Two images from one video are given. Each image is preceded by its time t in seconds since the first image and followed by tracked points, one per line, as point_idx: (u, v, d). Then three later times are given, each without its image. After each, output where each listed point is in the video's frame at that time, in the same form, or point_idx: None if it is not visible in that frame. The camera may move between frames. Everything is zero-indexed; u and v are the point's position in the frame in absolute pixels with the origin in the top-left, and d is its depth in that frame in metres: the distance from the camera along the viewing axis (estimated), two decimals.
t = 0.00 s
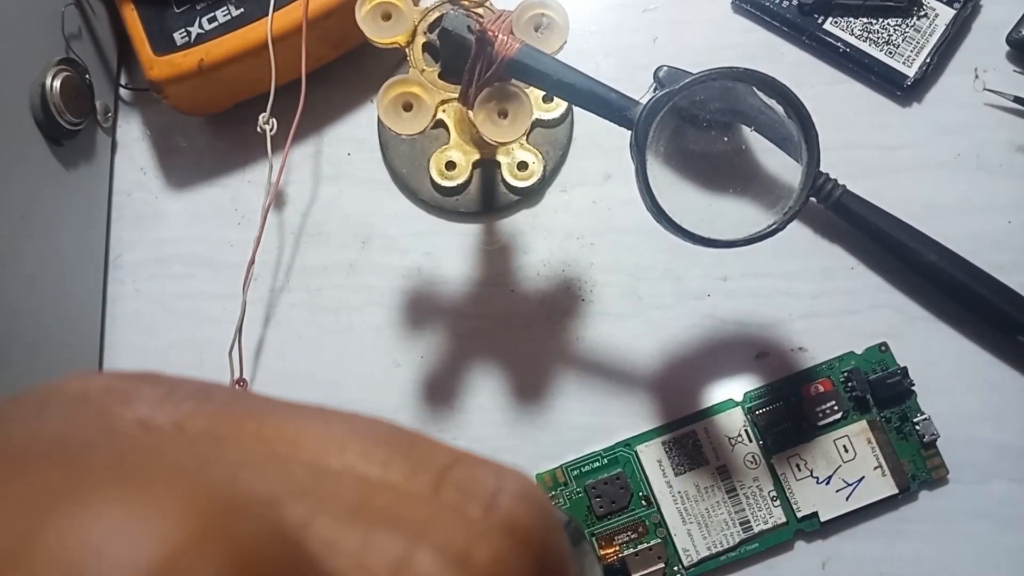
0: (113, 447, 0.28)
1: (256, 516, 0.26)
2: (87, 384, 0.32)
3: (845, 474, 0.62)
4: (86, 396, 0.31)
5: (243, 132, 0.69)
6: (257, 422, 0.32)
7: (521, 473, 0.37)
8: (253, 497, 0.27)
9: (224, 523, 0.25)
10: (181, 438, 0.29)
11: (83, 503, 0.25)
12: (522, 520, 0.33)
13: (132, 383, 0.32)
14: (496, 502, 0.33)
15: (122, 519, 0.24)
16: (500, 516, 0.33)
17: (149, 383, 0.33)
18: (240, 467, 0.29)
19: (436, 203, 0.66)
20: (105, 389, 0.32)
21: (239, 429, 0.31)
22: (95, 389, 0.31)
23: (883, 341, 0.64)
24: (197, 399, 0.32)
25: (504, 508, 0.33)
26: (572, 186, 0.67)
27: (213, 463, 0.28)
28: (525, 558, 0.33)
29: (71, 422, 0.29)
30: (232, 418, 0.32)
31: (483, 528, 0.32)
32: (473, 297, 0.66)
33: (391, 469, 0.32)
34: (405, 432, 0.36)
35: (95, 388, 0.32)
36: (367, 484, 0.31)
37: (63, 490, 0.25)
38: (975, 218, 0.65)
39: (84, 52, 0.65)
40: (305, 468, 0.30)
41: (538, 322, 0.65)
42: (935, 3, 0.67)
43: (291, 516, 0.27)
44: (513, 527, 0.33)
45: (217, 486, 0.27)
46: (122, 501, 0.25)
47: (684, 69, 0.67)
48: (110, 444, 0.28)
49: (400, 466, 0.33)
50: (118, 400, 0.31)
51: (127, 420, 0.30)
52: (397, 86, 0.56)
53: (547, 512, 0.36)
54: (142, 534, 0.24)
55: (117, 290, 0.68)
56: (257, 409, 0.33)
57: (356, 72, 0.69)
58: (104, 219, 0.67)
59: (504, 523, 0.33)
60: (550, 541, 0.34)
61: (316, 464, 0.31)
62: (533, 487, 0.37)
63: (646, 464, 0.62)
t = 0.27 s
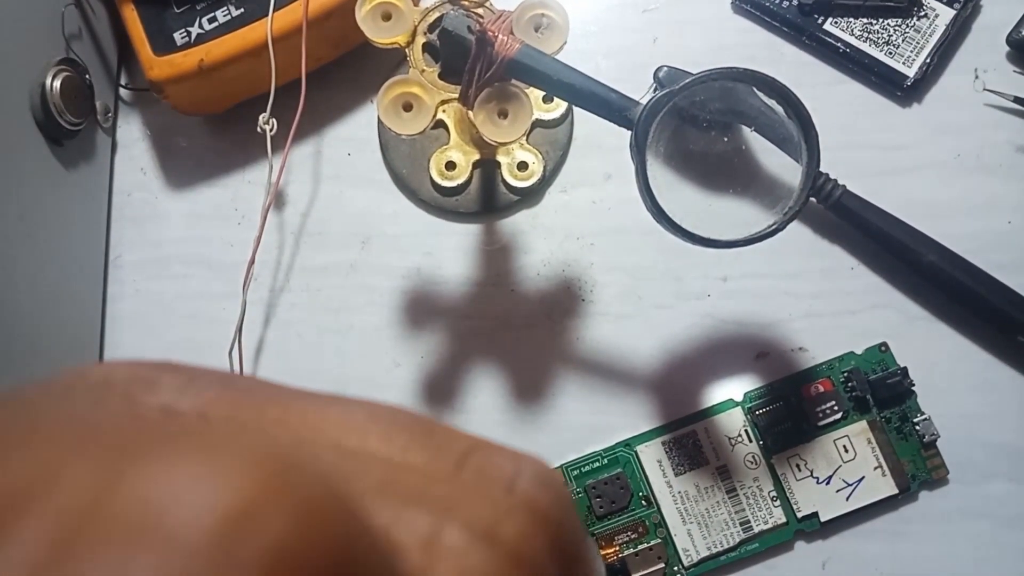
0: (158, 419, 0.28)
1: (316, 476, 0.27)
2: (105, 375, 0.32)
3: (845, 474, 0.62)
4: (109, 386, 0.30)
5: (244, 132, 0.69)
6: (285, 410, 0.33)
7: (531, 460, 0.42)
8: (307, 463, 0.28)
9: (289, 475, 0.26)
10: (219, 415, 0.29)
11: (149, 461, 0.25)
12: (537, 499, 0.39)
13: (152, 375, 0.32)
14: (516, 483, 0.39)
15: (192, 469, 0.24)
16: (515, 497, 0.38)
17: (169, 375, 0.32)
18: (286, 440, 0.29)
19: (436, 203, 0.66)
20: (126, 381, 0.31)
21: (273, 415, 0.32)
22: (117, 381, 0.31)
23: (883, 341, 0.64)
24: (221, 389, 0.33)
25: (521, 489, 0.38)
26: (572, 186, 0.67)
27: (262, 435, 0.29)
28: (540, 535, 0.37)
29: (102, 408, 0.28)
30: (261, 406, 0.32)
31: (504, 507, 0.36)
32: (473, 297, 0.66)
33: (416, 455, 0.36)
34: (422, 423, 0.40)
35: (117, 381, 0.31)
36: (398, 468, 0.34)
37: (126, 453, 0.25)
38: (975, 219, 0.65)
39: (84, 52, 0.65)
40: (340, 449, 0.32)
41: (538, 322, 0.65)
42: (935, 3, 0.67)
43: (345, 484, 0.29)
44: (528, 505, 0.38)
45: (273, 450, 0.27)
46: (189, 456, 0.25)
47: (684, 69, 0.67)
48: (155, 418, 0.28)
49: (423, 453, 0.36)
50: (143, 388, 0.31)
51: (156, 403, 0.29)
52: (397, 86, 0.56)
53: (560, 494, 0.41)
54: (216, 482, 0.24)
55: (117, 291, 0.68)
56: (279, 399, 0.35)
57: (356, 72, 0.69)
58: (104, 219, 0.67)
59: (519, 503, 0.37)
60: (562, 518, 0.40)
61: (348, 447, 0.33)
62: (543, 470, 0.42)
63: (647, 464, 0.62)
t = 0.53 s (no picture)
0: (158, 415, 0.27)
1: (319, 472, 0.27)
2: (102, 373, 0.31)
3: (845, 474, 0.62)
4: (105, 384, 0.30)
5: (244, 132, 0.69)
6: (285, 407, 0.33)
7: (532, 456, 0.43)
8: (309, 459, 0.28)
9: (293, 472, 0.26)
10: (220, 411, 0.29)
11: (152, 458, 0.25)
12: (538, 495, 0.39)
13: (152, 371, 0.32)
14: (516, 479, 0.39)
15: (195, 468, 0.25)
16: (516, 492, 0.38)
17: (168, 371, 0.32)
18: (289, 436, 0.30)
19: (436, 203, 0.66)
20: (125, 376, 0.31)
21: (272, 412, 0.32)
22: (113, 378, 0.31)
23: (883, 341, 0.64)
24: (219, 386, 0.32)
25: (521, 484, 0.39)
26: (572, 186, 0.67)
27: (263, 431, 0.29)
28: (541, 530, 0.38)
29: (101, 404, 0.28)
30: (260, 404, 0.32)
31: (506, 501, 0.37)
32: (473, 297, 0.66)
33: (417, 450, 0.36)
34: (423, 418, 0.40)
35: (115, 378, 0.31)
36: (398, 463, 0.34)
37: (130, 451, 0.25)
38: (975, 219, 0.65)
39: (84, 52, 0.65)
40: (342, 443, 0.32)
41: (538, 322, 0.65)
42: (935, 2, 0.67)
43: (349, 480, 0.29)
44: (529, 498, 0.38)
45: (275, 446, 0.27)
46: (191, 455, 0.25)
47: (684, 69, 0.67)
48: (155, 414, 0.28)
49: (423, 448, 0.37)
50: (142, 384, 0.30)
51: (155, 399, 0.29)
52: (397, 86, 0.56)
53: (560, 490, 0.42)
54: (220, 485, 0.24)
55: (117, 291, 0.68)
56: (279, 396, 0.35)
57: (356, 72, 0.69)
58: (104, 219, 0.67)
59: (520, 497, 0.38)
60: (562, 512, 0.40)
61: (349, 442, 0.33)
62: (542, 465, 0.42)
63: (647, 464, 0.62)
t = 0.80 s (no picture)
0: (178, 403, 0.27)
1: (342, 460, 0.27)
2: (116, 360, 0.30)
3: (844, 474, 0.62)
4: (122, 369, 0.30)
5: (244, 132, 0.69)
6: (302, 397, 0.33)
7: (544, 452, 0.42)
8: (332, 446, 0.28)
9: (319, 458, 0.26)
10: (238, 395, 0.29)
11: (179, 445, 0.25)
12: (551, 489, 0.39)
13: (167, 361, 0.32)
14: (529, 474, 0.39)
15: (222, 457, 0.24)
16: (529, 490, 0.38)
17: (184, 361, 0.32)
18: (309, 424, 0.29)
19: (436, 204, 0.66)
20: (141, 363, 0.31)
21: (291, 399, 0.32)
22: (132, 364, 0.31)
23: (882, 342, 0.64)
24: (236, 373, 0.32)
25: (534, 479, 0.39)
26: (572, 186, 0.67)
27: (284, 418, 0.29)
28: (554, 526, 0.38)
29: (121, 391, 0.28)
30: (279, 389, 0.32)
31: (519, 498, 0.37)
32: (472, 297, 0.66)
33: (432, 442, 0.36)
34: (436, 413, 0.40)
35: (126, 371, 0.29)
36: (415, 455, 0.34)
37: (155, 440, 0.25)
38: (974, 219, 0.65)
39: (84, 52, 0.65)
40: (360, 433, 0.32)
41: (538, 322, 0.65)
42: (935, 3, 0.67)
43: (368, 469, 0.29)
44: (543, 495, 0.38)
45: (298, 433, 0.27)
46: (216, 440, 0.25)
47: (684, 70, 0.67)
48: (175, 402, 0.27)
49: (438, 438, 0.37)
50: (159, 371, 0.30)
51: (174, 387, 0.29)
52: (397, 86, 0.56)
53: (573, 489, 0.41)
54: (247, 470, 0.24)
55: (117, 291, 0.68)
56: (295, 387, 0.35)
57: (356, 72, 0.69)
58: (103, 219, 0.67)
59: (533, 495, 0.38)
60: (575, 508, 0.40)
61: (366, 433, 0.33)
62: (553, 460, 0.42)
63: (646, 465, 0.62)
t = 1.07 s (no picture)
0: (196, 359, 0.28)
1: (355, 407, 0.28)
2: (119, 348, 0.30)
3: (845, 474, 0.62)
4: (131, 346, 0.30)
5: (244, 132, 0.69)
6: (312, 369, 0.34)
7: (540, 433, 0.44)
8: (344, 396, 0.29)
9: (334, 400, 0.27)
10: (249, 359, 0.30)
11: (201, 383, 0.25)
12: (548, 467, 0.40)
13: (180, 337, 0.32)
14: (528, 452, 0.40)
15: (248, 390, 0.25)
16: (529, 463, 0.39)
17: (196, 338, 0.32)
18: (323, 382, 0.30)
19: (436, 203, 0.66)
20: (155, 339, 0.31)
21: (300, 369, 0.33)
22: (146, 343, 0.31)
23: (883, 342, 0.64)
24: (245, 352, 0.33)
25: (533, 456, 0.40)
26: (572, 186, 0.67)
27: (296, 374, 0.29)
28: (553, 497, 0.39)
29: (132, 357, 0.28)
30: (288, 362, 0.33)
31: (519, 467, 0.38)
32: (473, 297, 0.66)
33: (437, 414, 0.37)
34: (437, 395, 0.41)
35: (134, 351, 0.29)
36: (424, 421, 0.35)
37: (182, 379, 0.25)
38: (975, 219, 0.65)
39: (84, 52, 0.65)
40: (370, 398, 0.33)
41: (538, 322, 0.65)
42: (935, 2, 0.67)
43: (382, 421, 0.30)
44: (541, 469, 0.39)
45: (312, 382, 0.28)
46: (242, 378, 0.26)
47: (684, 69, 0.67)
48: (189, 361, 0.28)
49: (440, 414, 0.38)
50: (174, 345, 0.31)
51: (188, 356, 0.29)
52: (397, 86, 0.56)
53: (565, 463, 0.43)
54: (272, 400, 0.25)
55: (117, 291, 0.68)
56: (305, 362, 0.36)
57: (356, 72, 0.69)
58: (104, 219, 0.67)
59: (532, 468, 0.39)
60: (572, 486, 0.41)
61: (376, 398, 0.34)
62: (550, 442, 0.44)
63: (647, 464, 0.62)
